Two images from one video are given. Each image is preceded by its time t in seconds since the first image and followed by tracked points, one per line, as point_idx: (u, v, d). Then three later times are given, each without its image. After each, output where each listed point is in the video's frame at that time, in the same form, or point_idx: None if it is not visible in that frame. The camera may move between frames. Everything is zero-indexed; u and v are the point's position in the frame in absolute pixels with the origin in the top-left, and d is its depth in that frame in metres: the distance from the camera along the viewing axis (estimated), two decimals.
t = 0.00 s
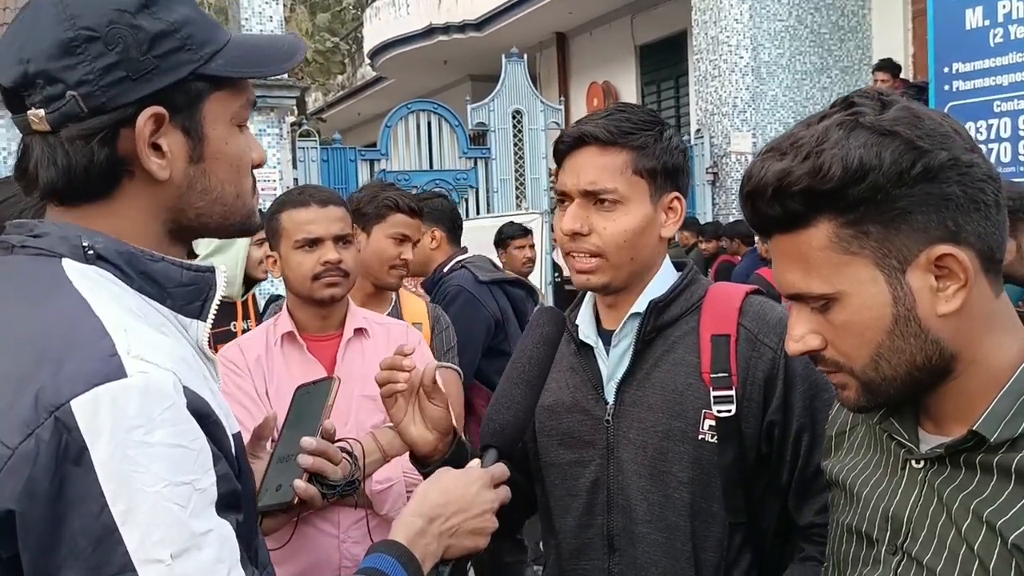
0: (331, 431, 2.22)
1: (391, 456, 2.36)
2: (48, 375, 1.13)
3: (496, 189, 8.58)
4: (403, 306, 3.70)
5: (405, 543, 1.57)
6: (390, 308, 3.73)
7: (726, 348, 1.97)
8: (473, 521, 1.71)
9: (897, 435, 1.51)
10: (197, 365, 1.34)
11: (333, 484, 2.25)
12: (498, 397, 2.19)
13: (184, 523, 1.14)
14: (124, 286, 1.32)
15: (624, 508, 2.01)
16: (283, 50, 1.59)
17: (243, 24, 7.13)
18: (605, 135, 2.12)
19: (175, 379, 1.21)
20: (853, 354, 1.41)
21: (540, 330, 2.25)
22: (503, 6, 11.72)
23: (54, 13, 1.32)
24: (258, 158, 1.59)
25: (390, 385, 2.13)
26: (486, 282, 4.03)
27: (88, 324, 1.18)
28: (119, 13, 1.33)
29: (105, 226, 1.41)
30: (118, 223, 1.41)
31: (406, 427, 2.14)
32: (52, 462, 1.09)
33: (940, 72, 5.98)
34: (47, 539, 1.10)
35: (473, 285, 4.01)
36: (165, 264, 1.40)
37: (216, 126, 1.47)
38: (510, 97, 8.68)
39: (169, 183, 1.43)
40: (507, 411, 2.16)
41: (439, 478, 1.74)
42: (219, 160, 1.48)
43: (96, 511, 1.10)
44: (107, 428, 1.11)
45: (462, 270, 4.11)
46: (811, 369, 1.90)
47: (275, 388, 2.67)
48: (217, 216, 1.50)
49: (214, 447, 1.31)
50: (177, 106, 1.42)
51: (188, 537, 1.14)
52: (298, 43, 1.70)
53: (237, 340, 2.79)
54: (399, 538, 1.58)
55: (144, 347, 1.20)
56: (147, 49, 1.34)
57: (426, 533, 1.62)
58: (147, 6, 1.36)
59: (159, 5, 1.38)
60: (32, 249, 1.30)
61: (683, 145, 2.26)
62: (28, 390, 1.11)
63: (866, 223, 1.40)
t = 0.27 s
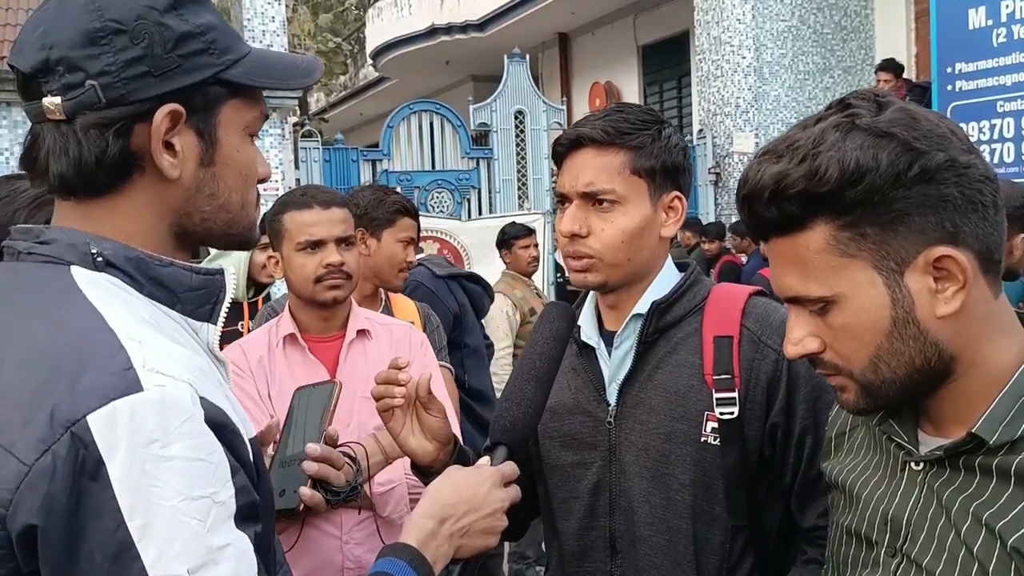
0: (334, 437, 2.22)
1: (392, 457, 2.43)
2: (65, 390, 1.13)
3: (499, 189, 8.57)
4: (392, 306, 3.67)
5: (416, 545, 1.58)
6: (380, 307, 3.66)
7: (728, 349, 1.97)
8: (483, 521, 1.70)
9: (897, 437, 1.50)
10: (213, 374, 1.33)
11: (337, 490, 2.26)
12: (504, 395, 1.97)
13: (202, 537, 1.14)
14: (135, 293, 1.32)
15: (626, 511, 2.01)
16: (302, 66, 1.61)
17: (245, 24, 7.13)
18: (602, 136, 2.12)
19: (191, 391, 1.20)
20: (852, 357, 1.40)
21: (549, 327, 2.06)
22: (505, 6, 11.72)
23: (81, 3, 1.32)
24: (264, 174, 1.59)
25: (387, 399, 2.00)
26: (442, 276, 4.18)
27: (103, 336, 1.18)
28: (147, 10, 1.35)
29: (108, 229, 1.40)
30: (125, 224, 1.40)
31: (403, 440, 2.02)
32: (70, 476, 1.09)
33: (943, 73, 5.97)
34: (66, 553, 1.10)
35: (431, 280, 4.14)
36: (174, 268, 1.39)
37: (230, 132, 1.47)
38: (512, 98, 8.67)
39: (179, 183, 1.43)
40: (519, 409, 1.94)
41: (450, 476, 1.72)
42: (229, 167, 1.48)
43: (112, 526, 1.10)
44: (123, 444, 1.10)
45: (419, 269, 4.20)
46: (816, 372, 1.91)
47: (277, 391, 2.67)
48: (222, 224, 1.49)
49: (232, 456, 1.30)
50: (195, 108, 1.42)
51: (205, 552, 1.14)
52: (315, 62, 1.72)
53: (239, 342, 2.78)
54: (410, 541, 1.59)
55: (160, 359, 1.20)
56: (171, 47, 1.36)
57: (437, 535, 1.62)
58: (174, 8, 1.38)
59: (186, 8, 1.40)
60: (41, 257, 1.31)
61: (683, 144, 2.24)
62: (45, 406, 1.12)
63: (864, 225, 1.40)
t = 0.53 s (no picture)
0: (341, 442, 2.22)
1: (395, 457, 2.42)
2: (70, 391, 1.13)
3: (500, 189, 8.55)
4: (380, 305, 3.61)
5: (419, 549, 1.58)
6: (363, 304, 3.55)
7: (729, 349, 1.97)
8: (486, 525, 1.69)
9: (894, 438, 1.49)
10: (218, 376, 1.33)
11: (343, 494, 2.25)
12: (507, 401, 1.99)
13: (207, 540, 1.13)
14: (139, 293, 1.32)
15: (627, 511, 2.01)
16: (306, 71, 1.61)
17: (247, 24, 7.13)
18: (597, 136, 2.12)
19: (197, 392, 1.20)
20: (847, 358, 1.40)
21: (549, 333, 2.05)
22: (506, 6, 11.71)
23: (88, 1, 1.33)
24: (269, 178, 1.59)
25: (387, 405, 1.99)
26: (426, 274, 4.17)
27: (109, 336, 1.18)
28: (155, 8, 1.35)
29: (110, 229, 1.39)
30: (127, 223, 1.40)
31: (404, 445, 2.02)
32: (76, 476, 1.09)
33: (946, 72, 5.96)
34: (72, 555, 1.10)
35: (416, 277, 4.14)
36: (177, 268, 1.38)
37: (235, 133, 1.47)
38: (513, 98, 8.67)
39: (181, 182, 1.42)
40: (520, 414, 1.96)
41: (451, 480, 1.72)
42: (232, 166, 1.47)
43: (117, 528, 1.10)
44: (129, 446, 1.10)
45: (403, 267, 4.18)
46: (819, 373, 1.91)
47: (279, 391, 2.67)
48: (224, 225, 1.48)
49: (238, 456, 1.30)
50: (199, 107, 1.42)
51: (211, 554, 1.14)
52: (322, 69, 1.72)
53: (241, 341, 2.79)
54: (413, 545, 1.59)
55: (166, 359, 1.20)
56: (177, 45, 1.36)
57: (439, 539, 1.62)
58: (181, 8, 1.39)
59: (193, 9, 1.41)
60: (47, 257, 1.31)
61: (681, 142, 2.24)
62: (51, 407, 1.12)
63: (859, 226, 1.40)
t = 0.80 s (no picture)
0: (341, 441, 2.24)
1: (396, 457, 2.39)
2: (63, 386, 1.12)
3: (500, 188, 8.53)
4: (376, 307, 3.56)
5: (417, 547, 1.58)
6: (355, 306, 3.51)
7: (731, 347, 1.97)
8: (483, 522, 1.69)
9: (891, 439, 1.49)
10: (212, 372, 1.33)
11: (344, 493, 2.28)
12: (505, 399, 2.06)
13: (201, 535, 1.13)
14: (133, 292, 1.32)
15: (626, 508, 2.00)
16: (294, 68, 1.62)
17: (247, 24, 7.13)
18: (592, 134, 2.12)
19: (190, 387, 1.20)
20: (841, 359, 1.40)
21: (546, 328, 2.12)
22: (506, 5, 11.70)
23: None
24: (258, 176, 1.60)
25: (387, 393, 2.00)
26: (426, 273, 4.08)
27: (102, 333, 1.18)
28: (144, 4, 1.35)
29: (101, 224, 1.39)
30: (117, 219, 1.39)
31: (402, 431, 2.04)
32: (67, 472, 1.09)
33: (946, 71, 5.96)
34: (63, 553, 1.10)
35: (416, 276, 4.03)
36: (170, 265, 1.38)
37: (224, 128, 1.47)
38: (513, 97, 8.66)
39: (172, 177, 1.42)
40: (518, 411, 2.04)
41: (450, 476, 1.72)
42: (222, 163, 1.48)
43: (110, 524, 1.10)
44: (122, 443, 1.10)
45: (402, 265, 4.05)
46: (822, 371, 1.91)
47: (279, 391, 2.67)
48: (214, 221, 1.48)
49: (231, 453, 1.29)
50: (188, 102, 1.42)
51: (203, 550, 1.13)
52: (312, 68, 1.72)
53: (241, 340, 2.78)
54: (410, 543, 1.58)
55: (159, 355, 1.19)
56: (167, 41, 1.36)
57: (438, 537, 1.62)
58: (170, 4, 1.39)
59: (182, 5, 1.41)
60: (39, 255, 1.30)
61: (679, 140, 2.23)
62: (41, 405, 1.11)
63: (852, 228, 1.39)
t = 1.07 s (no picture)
0: (338, 443, 2.22)
1: (395, 456, 2.45)
2: (54, 376, 1.13)
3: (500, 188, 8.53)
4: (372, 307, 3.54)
5: (414, 543, 1.58)
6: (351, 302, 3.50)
7: (731, 347, 1.97)
8: (481, 519, 1.69)
9: (888, 439, 1.49)
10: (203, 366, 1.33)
11: (342, 495, 2.23)
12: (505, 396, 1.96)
13: (190, 525, 1.13)
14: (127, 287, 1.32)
15: (625, 508, 2.00)
16: (280, 57, 1.61)
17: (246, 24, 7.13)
18: (596, 134, 2.12)
19: (180, 378, 1.20)
20: (839, 360, 1.40)
21: (546, 325, 2.05)
22: (506, 5, 11.69)
23: None
24: (248, 171, 1.59)
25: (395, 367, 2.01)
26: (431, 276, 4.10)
27: (90, 326, 1.18)
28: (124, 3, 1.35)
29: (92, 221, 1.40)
30: (108, 215, 1.40)
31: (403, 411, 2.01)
32: (56, 464, 1.09)
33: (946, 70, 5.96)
34: (52, 547, 1.10)
35: (421, 278, 4.05)
36: (164, 263, 1.39)
37: (210, 123, 1.47)
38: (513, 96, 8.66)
39: (161, 173, 1.42)
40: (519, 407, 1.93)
41: (449, 474, 1.72)
42: (211, 158, 1.48)
43: (100, 513, 1.10)
44: (110, 433, 1.10)
45: (408, 267, 4.06)
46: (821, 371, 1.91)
47: (279, 391, 2.66)
48: (206, 215, 1.48)
49: (219, 445, 1.28)
50: (172, 99, 1.41)
51: (192, 539, 1.13)
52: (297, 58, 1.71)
53: (241, 340, 2.78)
54: (408, 540, 1.58)
55: (149, 346, 1.19)
56: (148, 38, 1.36)
57: (435, 533, 1.62)
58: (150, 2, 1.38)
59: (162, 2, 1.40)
60: (33, 250, 1.30)
61: (683, 141, 2.23)
62: (32, 394, 1.12)
63: (850, 228, 1.39)
